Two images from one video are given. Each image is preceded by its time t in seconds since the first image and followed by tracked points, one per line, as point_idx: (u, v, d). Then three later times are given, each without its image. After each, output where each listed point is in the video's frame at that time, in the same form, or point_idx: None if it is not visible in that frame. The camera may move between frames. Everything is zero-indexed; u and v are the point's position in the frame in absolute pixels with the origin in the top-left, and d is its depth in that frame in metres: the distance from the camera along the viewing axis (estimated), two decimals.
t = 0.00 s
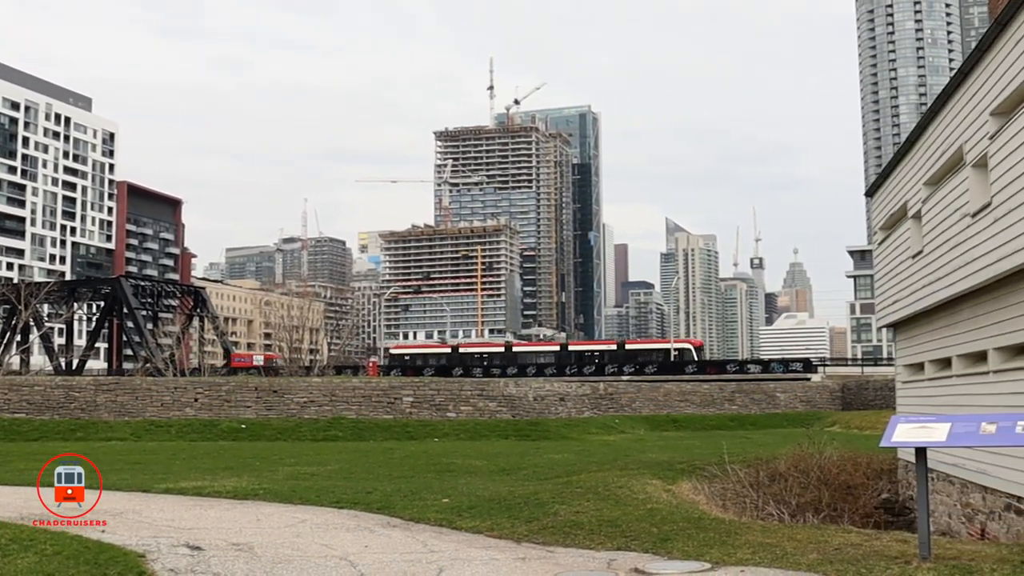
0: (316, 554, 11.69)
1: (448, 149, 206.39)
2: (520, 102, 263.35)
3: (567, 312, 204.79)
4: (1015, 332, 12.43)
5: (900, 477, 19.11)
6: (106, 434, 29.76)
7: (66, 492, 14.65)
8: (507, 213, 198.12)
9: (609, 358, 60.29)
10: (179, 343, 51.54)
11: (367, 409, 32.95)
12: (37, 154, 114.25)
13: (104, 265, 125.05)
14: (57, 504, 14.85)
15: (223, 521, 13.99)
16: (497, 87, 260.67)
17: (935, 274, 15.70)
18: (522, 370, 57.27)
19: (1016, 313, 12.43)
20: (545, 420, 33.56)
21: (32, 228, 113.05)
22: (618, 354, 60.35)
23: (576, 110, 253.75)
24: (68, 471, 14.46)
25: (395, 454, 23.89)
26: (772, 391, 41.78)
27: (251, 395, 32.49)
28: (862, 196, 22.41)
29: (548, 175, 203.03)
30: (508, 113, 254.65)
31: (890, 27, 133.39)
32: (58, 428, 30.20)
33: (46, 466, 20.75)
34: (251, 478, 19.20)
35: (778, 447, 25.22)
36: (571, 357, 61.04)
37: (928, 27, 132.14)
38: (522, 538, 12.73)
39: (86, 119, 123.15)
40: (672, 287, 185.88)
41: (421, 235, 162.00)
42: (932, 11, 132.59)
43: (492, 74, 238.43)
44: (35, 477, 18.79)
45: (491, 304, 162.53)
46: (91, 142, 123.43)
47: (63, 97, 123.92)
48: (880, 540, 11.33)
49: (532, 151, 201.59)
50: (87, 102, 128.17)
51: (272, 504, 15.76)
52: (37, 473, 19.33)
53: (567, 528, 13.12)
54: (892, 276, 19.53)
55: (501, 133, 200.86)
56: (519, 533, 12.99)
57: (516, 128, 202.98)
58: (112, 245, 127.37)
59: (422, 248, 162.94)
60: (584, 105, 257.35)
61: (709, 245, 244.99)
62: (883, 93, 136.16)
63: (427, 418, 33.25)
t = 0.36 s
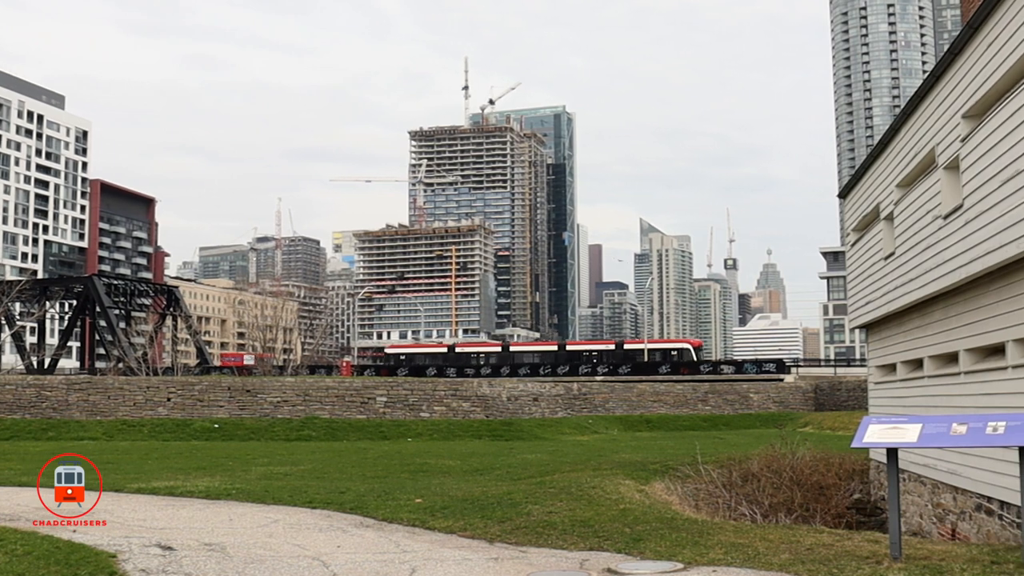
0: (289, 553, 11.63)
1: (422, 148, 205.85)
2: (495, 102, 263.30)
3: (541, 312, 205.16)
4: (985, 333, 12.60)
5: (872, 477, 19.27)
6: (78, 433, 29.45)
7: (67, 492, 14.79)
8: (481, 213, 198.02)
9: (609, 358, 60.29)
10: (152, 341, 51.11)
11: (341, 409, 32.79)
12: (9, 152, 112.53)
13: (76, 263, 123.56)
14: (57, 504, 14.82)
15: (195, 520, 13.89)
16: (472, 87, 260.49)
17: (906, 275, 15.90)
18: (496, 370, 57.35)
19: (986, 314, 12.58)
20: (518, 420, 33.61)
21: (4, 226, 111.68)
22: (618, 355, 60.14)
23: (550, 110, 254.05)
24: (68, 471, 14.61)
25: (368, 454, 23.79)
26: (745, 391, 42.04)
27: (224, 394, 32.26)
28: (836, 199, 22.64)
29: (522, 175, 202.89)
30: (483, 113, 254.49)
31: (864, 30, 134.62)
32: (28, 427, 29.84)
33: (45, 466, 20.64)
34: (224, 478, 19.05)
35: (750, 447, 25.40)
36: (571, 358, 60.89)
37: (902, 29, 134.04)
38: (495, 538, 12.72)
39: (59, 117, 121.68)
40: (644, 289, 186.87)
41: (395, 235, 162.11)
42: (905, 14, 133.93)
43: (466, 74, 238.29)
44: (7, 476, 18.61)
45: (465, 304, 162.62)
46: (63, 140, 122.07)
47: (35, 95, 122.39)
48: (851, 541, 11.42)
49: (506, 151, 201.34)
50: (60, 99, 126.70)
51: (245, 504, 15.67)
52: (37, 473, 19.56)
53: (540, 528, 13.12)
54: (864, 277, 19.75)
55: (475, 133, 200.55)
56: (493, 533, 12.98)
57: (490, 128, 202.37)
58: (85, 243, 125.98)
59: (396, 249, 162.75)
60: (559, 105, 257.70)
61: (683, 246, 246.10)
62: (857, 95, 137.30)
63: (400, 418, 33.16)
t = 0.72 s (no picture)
0: (261, 553, 11.52)
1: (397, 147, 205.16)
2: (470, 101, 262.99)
3: (515, 312, 205.20)
4: (956, 334, 12.77)
5: (844, 477, 19.38)
6: (49, 433, 29.08)
7: (68, 491, 15.00)
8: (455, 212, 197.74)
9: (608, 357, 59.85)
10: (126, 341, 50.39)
11: (314, 408, 32.60)
12: None
13: (48, 262, 121.95)
14: (58, 505, 14.81)
15: (167, 519, 13.72)
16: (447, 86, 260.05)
17: (879, 277, 16.05)
18: (470, 370, 57.45)
19: (957, 315, 12.74)
20: (491, 420, 33.54)
21: None
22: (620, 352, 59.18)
23: (525, 110, 254.12)
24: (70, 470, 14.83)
25: (340, 453, 23.61)
26: (718, 392, 42.24)
27: (196, 393, 31.98)
28: (810, 200, 22.85)
29: (497, 175, 202.59)
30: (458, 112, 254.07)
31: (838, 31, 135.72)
32: None
33: (43, 466, 20.33)
34: (195, 477, 18.83)
35: (722, 447, 25.47)
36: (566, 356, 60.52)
37: (875, 31, 135.15)
38: (467, 538, 12.68)
39: (31, 114, 120.10)
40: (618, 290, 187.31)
41: (370, 233, 161.63)
42: (879, 16, 135.11)
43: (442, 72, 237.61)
44: None
45: (440, 304, 162.24)
46: (36, 137, 120.53)
47: (7, 92, 120.83)
48: (823, 540, 11.54)
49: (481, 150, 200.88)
50: (32, 96, 125.07)
51: (217, 503, 15.55)
52: (37, 472, 19.21)
53: (514, 528, 13.10)
54: (837, 278, 19.90)
55: (450, 132, 199.97)
56: (465, 532, 12.96)
57: (464, 127, 201.62)
58: (56, 241, 124.44)
59: (370, 248, 161.87)
60: (534, 105, 257.82)
61: (657, 246, 246.89)
62: (831, 97, 138.38)
63: (374, 417, 33.04)
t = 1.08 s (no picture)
0: (233, 553, 11.42)
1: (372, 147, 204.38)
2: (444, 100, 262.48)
3: (489, 312, 205.13)
4: (928, 335, 12.91)
5: (816, 477, 19.54)
6: (19, 432, 28.70)
7: (68, 491, 15.10)
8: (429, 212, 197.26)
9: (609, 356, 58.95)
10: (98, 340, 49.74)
11: (287, 408, 32.38)
12: None
13: (20, 261, 120.41)
14: (59, 504, 14.84)
15: (140, 520, 13.58)
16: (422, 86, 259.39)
17: (851, 278, 16.20)
18: (444, 368, 57.55)
19: (927, 316, 12.89)
20: (465, 420, 33.46)
21: None
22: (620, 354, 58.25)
23: (500, 110, 253.95)
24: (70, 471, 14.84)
25: (313, 453, 23.44)
26: (691, 392, 42.45)
27: (169, 393, 31.66)
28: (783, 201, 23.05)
29: (471, 175, 202.15)
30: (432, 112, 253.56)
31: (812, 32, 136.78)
32: None
33: (44, 465, 20.22)
34: (167, 478, 18.61)
35: (695, 447, 25.58)
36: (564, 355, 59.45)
37: (849, 33, 136.48)
38: (439, 538, 12.65)
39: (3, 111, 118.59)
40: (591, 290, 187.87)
41: (344, 232, 161.18)
42: (852, 18, 136.28)
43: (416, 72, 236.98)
44: None
45: (414, 304, 161.98)
46: (8, 135, 119.06)
47: None
48: (795, 540, 11.62)
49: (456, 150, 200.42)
50: (4, 93, 123.46)
51: (189, 503, 15.42)
52: (38, 473, 19.11)
53: (486, 527, 13.10)
54: (810, 278, 20.08)
55: (424, 132, 199.12)
56: (438, 532, 12.94)
57: (439, 126, 200.89)
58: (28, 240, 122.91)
59: (344, 247, 161.50)
60: (508, 105, 257.79)
61: (631, 246, 247.66)
62: (805, 98, 139.47)
63: (347, 417, 32.90)
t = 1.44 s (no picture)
0: (204, 553, 11.32)
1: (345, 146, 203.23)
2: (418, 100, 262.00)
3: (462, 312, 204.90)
4: (898, 336, 13.09)
5: (787, 477, 19.71)
6: None
7: (68, 492, 15.09)
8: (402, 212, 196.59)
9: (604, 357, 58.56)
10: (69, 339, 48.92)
11: (259, 408, 32.13)
12: None
13: None
14: (60, 504, 14.83)
15: (110, 519, 13.48)
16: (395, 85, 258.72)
17: (822, 279, 16.36)
18: (416, 368, 57.38)
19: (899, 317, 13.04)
20: (437, 420, 33.38)
21: None
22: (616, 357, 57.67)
23: (473, 110, 253.75)
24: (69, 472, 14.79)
25: (285, 453, 23.25)
26: (663, 392, 42.66)
27: (141, 392, 31.35)
28: (756, 202, 23.20)
29: (445, 175, 201.47)
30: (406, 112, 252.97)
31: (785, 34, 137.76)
32: None
33: (47, 464, 20.03)
34: (137, 478, 18.38)
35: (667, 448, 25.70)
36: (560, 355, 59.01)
37: (821, 36, 137.53)
38: (412, 538, 12.61)
39: None
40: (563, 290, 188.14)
41: (316, 232, 159.75)
42: (825, 21, 137.43)
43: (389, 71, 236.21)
44: None
45: (386, 303, 161.56)
46: None
47: None
48: (767, 539, 11.71)
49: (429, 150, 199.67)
50: None
51: (159, 503, 15.28)
52: (38, 472, 18.91)
53: (458, 527, 13.08)
54: (782, 279, 20.23)
55: (398, 132, 197.98)
56: (410, 532, 12.92)
57: (412, 126, 199.89)
58: None
59: (317, 247, 160.26)
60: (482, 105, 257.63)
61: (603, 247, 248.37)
62: (778, 99, 140.53)
63: (319, 416, 32.71)
